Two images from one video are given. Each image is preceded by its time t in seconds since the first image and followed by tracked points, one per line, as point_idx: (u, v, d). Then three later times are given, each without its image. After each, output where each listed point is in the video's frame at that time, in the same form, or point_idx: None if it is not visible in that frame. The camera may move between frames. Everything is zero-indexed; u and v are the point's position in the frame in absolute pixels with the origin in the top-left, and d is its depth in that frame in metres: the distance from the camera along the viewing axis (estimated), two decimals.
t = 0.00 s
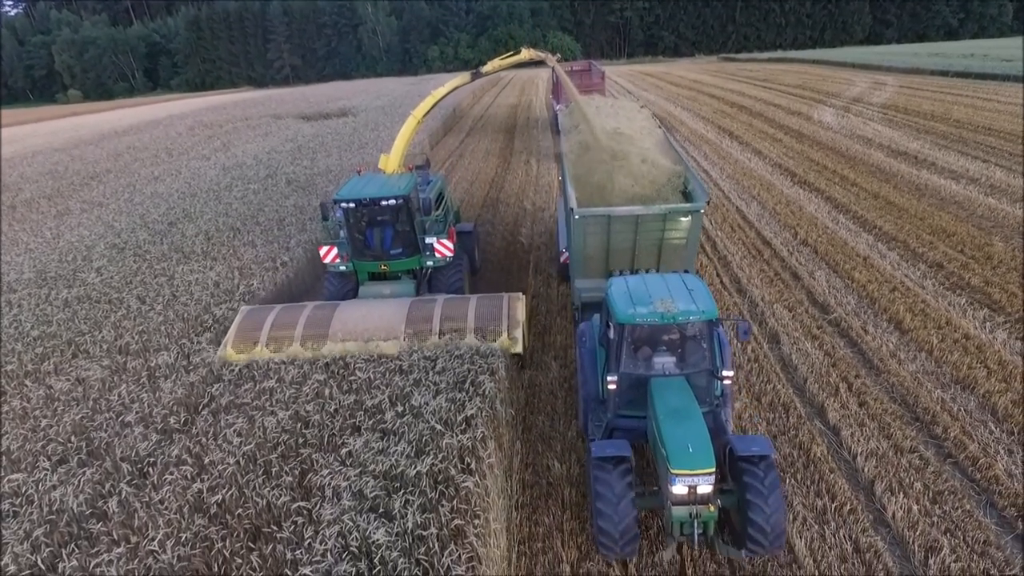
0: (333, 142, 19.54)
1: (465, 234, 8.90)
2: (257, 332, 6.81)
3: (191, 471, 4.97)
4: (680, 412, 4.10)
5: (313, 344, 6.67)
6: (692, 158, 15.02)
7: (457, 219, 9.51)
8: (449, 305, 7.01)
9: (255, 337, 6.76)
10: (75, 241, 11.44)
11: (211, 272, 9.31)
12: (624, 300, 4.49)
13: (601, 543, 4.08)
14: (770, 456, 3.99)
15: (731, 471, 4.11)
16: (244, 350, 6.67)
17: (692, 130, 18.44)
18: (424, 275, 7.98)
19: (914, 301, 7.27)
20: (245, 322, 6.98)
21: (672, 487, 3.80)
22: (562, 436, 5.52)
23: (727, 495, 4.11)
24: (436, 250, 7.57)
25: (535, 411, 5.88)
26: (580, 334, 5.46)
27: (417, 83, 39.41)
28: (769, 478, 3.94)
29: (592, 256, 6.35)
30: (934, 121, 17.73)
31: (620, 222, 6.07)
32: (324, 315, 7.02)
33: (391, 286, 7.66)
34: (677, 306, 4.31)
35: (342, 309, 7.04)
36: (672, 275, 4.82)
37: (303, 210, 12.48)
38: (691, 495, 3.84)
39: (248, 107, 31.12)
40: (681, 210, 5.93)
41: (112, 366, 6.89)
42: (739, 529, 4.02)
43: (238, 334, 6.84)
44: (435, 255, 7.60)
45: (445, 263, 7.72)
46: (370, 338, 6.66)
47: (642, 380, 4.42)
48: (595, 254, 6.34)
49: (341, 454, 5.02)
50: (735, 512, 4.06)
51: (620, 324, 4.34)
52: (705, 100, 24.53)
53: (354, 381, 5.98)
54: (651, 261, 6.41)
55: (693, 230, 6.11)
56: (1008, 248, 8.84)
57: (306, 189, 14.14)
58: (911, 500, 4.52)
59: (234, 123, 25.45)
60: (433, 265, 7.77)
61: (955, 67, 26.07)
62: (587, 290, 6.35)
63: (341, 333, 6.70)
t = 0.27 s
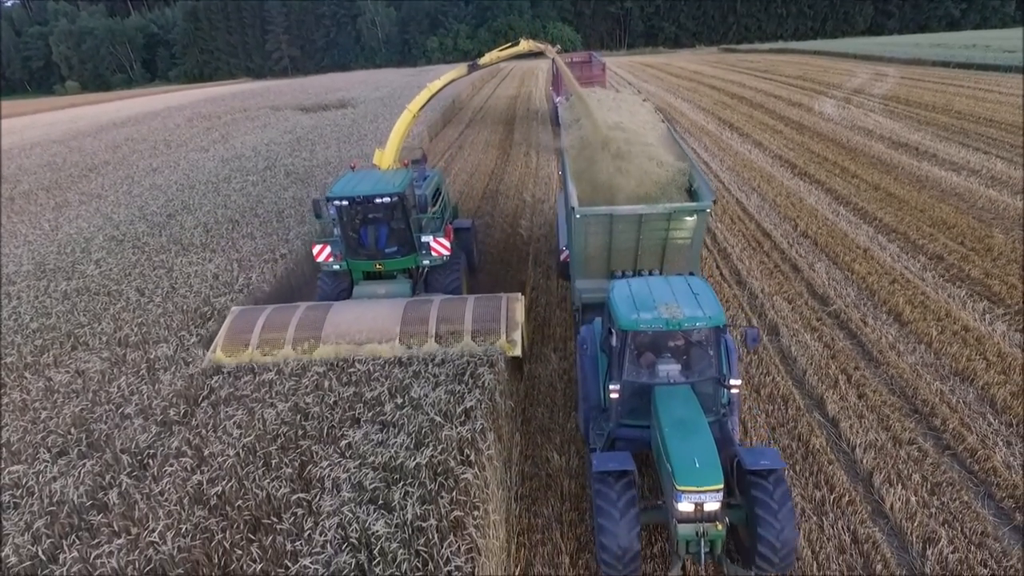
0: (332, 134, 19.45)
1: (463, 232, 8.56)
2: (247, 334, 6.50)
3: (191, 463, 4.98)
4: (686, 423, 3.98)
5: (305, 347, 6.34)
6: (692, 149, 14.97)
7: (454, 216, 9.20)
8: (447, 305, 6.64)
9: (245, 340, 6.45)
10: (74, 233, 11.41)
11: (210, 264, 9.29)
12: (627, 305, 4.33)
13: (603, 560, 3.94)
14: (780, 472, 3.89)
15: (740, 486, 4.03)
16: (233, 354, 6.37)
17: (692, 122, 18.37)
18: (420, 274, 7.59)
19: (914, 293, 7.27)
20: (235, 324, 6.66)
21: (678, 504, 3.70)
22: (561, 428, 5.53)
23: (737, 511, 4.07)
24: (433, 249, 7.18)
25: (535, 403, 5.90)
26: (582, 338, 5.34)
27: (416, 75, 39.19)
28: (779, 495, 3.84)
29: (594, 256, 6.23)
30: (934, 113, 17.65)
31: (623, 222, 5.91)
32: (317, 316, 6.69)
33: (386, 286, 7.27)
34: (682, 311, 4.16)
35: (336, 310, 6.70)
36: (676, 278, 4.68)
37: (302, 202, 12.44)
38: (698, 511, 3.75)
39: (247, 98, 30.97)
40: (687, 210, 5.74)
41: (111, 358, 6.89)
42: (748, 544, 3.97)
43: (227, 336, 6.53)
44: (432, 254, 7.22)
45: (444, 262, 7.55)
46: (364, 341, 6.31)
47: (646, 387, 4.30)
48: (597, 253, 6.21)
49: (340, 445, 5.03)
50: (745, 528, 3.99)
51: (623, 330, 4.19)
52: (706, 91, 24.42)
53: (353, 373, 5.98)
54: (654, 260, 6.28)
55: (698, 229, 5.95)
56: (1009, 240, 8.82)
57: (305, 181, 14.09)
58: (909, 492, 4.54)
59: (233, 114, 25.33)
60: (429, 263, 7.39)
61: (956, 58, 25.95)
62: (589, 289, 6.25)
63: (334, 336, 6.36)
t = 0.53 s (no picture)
0: (331, 125, 19.36)
1: (460, 230, 8.36)
2: (237, 338, 6.25)
3: (191, 454, 5.00)
4: (692, 437, 3.78)
5: (296, 353, 6.09)
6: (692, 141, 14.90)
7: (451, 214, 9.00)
8: (443, 308, 6.41)
9: (234, 344, 6.20)
10: (72, 225, 11.37)
11: (209, 256, 9.27)
12: (631, 312, 4.13)
13: None
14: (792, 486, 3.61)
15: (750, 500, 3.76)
16: (221, 358, 6.12)
17: (693, 113, 18.29)
18: (416, 274, 7.34)
19: (914, 285, 7.26)
20: (224, 327, 6.41)
21: (684, 525, 3.46)
22: (561, 420, 5.54)
23: (745, 529, 3.77)
24: (429, 248, 6.93)
25: (534, 395, 5.90)
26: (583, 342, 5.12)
27: (415, 66, 38.99)
28: (792, 513, 3.58)
29: (596, 257, 6.03)
30: (936, 104, 17.57)
31: (626, 222, 5.74)
32: (308, 319, 6.43)
33: (381, 286, 7.02)
34: (689, 319, 3.96)
35: (327, 313, 6.44)
36: (683, 283, 4.47)
37: (301, 194, 12.40)
38: (704, 532, 3.51)
39: (245, 90, 30.83)
40: (693, 210, 5.58)
41: (110, 350, 6.88)
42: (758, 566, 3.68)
43: (216, 339, 6.28)
44: (428, 253, 7.01)
45: (444, 261, 7.41)
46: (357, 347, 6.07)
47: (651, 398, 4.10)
48: (599, 255, 6.02)
49: (340, 437, 5.04)
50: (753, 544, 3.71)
51: (627, 339, 3.99)
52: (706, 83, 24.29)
53: (353, 365, 5.97)
54: (658, 262, 6.07)
55: (704, 230, 5.77)
56: (1009, 232, 8.80)
57: (304, 172, 14.04)
58: (907, 483, 4.55)
59: (231, 106, 25.22)
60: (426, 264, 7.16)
61: (958, 49, 25.83)
62: (591, 292, 6.03)
63: (326, 341, 6.12)
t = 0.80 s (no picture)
0: (330, 116, 19.27)
1: (458, 228, 8.16)
2: (226, 342, 6.01)
3: (191, 446, 5.00)
4: (700, 454, 3.63)
5: (286, 358, 5.86)
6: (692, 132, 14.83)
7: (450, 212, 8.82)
8: (438, 312, 6.20)
9: (223, 348, 5.96)
10: (71, 217, 11.35)
11: (208, 248, 9.25)
12: (635, 321, 3.98)
13: None
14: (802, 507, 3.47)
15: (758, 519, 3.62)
16: (209, 363, 5.87)
17: (693, 104, 18.20)
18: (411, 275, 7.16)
19: (914, 278, 7.25)
20: (211, 331, 6.16)
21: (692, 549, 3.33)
22: (560, 412, 5.54)
23: (754, 549, 3.59)
24: (424, 249, 6.75)
25: (534, 387, 5.91)
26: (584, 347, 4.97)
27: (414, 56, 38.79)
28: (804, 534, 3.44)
29: (598, 259, 5.77)
30: (938, 95, 17.49)
31: (629, 223, 5.46)
32: (300, 322, 6.19)
33: (375, 288, 6.85)
34: (696, 329, 3.81)
35: (319, 317, 6.21)
36: (688, 288, 4.32)
37: (300, 186, 12.35)
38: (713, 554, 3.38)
39: (244, 80, 30.68)
40: (699, 211, 5.31)
41: (110, 342, 6.88)
42: None
43: (204, 343, 6.03)
44: (423, 254, 6.81)
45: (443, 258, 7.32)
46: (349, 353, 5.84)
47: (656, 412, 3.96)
48: (601, 257, 5.76)
49: (340, 430, 5.04)
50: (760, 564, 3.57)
51: (631, 350, 3.84)
52: (708, 74, 24.16)
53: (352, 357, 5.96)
54: (662, 264, 5.82)
55: (711, 231, 5.51)
56: (1010, 224, 8.78)
57: (303, 164, 13.99)
58: (906, 475, 4.56)
59: (230, 97, 25.09)
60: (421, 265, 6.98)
61: (960, 40, 25.70)
62: (592, 295, 5.78)
63: (318, 345, 5.89)
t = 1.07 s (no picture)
0: (329, 108, 19.17)
1: (455, 227, 7.92)
2: (215, 348, 5.84)
3: (191, 439, 5.01)
4: (706, 470, 3.56)
5: (278, 364, 5.69)
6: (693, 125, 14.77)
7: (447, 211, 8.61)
8: (434, 316, 5.99)
9: (213, 354, 5.79)
10: (70, 210, 11.31)
11: (207, 241, 9.22)
12: (638, 331, 3.90)
13: None
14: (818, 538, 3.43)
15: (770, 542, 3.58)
16: (198, 370, 5.72)
17: (694, 96, 18.12)
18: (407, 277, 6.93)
19: (914, 271, 7.24)
20: (202, 335, 6.00)
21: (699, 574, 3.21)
22: (560, 405, 5.55)
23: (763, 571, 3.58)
24: (421, 249, 6.49)
25: (533, 379, 5.92)
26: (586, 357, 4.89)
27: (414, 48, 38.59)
28: (816, 558, 3.37)
29: (599, 261, 5.67)
30: (939, 87, 17.41)
31: (631, 224, 5.37)
32: (291, 327, 6.01)
33: (369, 290, 6.59)
34: (701, 339, 3.73)
35: (311, 321, 6.02)
36: (693, 297, 4.24)
37: (300, 178, 12.31)
38: None
39: (243, 72, 30.53)
40: (703, 211, 5.21)
41: (110, 335, 6.88)
42: None
43: (193, 349, 5.87)
44: (419, 256, 6.60)
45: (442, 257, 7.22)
46: (341, 359, 5.65)
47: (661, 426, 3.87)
48: (602, 259, 5.66)
49: (340, 422, 5.05)
50: None
51: (634, 361, 3.76)
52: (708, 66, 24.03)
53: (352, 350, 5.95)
54: (664, 267, 5.72)
55: (714, 233, 5.41)
56: (1010, 217, 8.76)
57: (302, 156, 13.93)
58: (905, 467, 4.57)
59: (229, 89, 24.96)
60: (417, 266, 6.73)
61: (962, 31, 25.58)
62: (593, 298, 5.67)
63: (309, 351, 5.70)
